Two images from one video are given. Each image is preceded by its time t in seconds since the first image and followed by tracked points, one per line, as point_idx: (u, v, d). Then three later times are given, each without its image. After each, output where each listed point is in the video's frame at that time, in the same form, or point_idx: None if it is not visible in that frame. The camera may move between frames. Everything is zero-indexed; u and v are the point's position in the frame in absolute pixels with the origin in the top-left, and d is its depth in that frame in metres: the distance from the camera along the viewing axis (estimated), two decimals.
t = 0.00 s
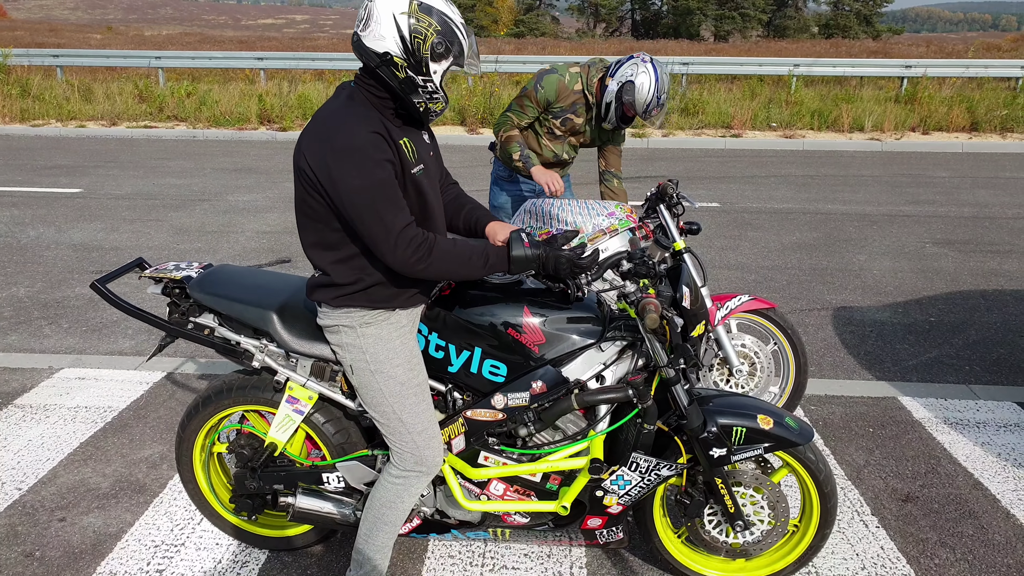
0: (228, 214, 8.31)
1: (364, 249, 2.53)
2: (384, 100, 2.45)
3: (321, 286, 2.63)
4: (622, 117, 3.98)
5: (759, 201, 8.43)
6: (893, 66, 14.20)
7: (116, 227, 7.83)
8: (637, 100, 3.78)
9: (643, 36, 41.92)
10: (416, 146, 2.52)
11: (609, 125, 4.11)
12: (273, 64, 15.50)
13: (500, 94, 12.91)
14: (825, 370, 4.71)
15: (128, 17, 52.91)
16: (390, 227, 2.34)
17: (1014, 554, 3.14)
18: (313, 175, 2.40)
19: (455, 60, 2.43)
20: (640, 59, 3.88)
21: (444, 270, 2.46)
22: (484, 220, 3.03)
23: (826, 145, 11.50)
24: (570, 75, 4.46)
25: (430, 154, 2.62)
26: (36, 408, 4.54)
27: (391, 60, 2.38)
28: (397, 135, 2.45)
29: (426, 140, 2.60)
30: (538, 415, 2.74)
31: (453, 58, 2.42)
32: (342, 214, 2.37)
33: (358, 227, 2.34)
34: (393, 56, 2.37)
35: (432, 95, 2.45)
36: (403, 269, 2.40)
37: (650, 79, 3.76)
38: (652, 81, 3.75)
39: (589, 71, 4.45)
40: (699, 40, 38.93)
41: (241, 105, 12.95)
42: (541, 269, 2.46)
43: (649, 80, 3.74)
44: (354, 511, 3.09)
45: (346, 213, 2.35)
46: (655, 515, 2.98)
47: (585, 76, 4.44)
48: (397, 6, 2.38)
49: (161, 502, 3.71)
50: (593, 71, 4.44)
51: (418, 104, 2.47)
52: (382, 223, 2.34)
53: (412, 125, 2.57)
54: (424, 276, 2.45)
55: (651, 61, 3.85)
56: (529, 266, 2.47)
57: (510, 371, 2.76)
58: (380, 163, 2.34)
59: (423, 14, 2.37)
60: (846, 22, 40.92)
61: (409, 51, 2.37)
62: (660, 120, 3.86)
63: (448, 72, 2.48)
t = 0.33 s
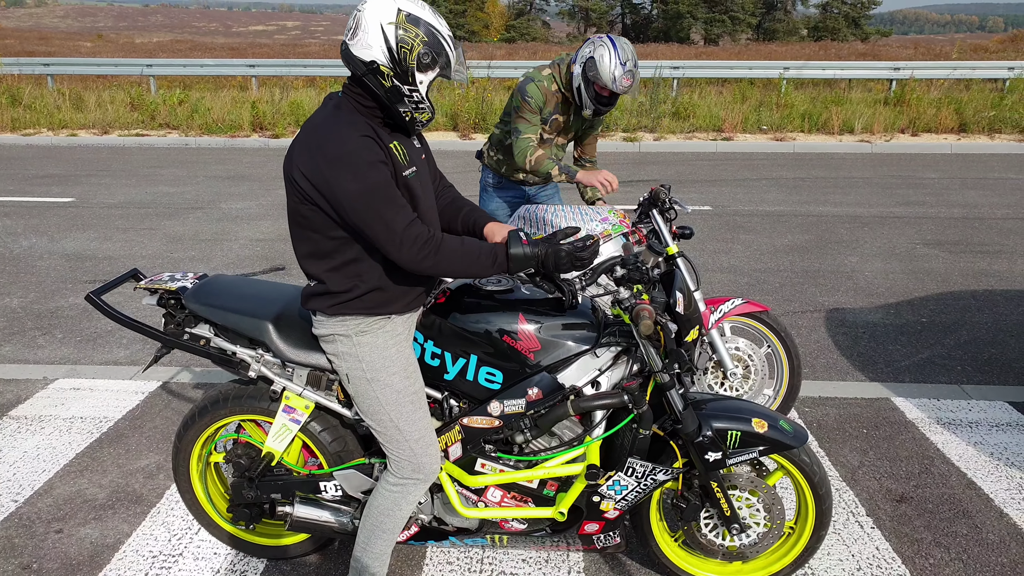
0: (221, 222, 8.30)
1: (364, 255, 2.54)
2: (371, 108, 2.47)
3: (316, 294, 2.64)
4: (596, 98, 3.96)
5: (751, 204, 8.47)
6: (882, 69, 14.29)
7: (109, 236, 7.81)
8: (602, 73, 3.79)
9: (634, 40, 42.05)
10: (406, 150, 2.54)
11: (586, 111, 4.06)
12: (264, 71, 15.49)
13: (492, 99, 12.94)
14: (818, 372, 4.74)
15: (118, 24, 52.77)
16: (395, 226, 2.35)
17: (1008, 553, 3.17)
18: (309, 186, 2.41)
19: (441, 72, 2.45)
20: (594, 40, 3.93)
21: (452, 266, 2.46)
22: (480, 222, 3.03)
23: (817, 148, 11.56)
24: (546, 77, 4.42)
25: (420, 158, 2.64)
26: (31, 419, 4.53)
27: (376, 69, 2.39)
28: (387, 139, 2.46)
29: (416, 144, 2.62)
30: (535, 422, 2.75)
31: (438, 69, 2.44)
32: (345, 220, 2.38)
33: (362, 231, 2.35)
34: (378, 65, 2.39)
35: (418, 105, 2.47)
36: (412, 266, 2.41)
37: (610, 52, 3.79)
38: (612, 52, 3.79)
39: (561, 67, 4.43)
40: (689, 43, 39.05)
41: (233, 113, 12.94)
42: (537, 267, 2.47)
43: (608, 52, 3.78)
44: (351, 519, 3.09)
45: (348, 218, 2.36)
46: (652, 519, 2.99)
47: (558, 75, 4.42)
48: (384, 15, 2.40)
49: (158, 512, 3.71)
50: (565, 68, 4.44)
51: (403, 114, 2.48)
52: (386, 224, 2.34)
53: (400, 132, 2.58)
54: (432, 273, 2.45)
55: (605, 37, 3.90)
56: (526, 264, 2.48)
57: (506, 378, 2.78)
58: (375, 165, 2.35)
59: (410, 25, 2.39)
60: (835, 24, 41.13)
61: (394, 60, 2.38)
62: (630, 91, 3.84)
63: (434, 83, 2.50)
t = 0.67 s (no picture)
0: (218, 224, 8.31)
1: (364, 257, 2.55)
2: (370, 111, 2.48)
3: (315, 297, 2.65)
4: (595, 91, 3.98)
5: (749, 207, 8.50)
6: (880, 71, 14.31)
7: (107, 238, 7.81)
8: (596, 66, 3.81)
9: (632, 42, 42.06)
10: (404, 151, 2.55)
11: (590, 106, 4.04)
12: (262, 72, 15.48)
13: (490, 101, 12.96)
14: (815, 375, 4.76)
15: (115, 24, 52.72)
16: (397, 225, 2.36)
17: (1003, 555, 3.19)
18: (310, 189, 2.42)
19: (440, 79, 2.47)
20: (579, 36, 3.94)
21: (454, 264, 2.47)
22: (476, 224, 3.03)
23: (814, 150, 11.59)
24: (548, 81, 4.17)
25: (418, 160, 2.65)
26: (30, 421, 4.53)
27: (375, 72, 2.40)
28: (386, 141, 2.47)
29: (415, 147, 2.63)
30: (533, 426, 2.77)
31: (437, 76, 2.45)
32: (347, 220, 2.39)
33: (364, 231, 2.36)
34: (378, 69, 2.40)
35: (416, 110, 2.48)
36: (414, 264, 2.41)
37: (599, 45, 3.80)
38: (600, 44, 3.80)
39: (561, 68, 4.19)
40: (687, 44, 39.08)
41: (231, 114, 12.94)
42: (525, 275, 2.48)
43: (597, 45, 3.78)
44: (350, 522, 3.10)
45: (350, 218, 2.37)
46: (650, 522, 3.01)
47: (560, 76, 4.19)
48: (385, 20, 2.41)
49: (158, 514, 3.71)
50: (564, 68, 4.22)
51: (402, 117, 2.49)
52: (388, 223, 2.35)
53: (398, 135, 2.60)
54: (434, 272, 2.46)
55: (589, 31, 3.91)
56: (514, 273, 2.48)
57: (504, 383, 2.79)
58: (375, 166, 2.36)
59: (410, 30, 2.40)
60: (833, 26, 41.17)
61: (393, 64, 2.39)
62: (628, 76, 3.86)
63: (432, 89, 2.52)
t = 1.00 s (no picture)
0: (214, 223, 8.29)
1: (360, 258, 2.55)
2: (369, 112, 2.48)
3: (314, 298, 2.65)
4: (586, 82, 4.00)
5: (745, 204, 8.51)
6: (875, 68, 14.32)
7: (103, 237, 7.79)
8: (587, 56, 3.85)
9: (627, 38, 41.95)
10: (402, 154, 2.55)
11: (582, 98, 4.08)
12: (257, 70, 15.43)
13: (486, 99, 12.94)
14: (813, 371, 4.78)
15: (107, 22, 52.47)
16: (390, 227, 2.35)
17: (999, 550, 3.21)
18: (306, 188, 2.42)
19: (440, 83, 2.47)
20: (567, 29, 3.98)
21: (448, 268, 2.46)
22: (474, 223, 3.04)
23: (810, 147, 11.61)
24: (540, 79, 4.16)
25: (416, 163, 2.65)
26: (28, 421, 4.52)
27: (375, 73, 2.40)
28: (384, 142, 2.47)
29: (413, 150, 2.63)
30: (532, 425, 2.78)
31: (438, 80, 2.45)
32: (341, 220, 2.39)
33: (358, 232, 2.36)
34: (377, 70, 2.40)
35: (415, 113, 2.48)
36: (407, 266, 2.41)
37: (588, 35, 3.84)
38: (589, 34, 3.84)
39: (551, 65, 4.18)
40: (682, 41, 39.02)
41: (226, 113, 12.91)
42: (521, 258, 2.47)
43: (586, 35, 3.82)
44: (350, 521, 3.10)
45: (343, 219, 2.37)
46: (649, 520, 3.02)
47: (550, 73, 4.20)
48: (386, 22, 2.41)
49: (157, 513, 3.71)
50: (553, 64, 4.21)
51: (400, 120, 2.49)
52: (382, 224, 2.35)
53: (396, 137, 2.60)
54: (427, 274, 2.45)
55: (575, 23, 3.95)
56: (508, 249, 2.48)
57: (504, 383, 2.80)
58: (371, 167, 2.36)
59: (412, 33, 2.40)
60: (828, 22, 41.18)
61: (393, 66, 2.40)
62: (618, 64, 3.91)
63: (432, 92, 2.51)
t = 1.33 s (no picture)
0: (212, 222, 8.27)
1: (359, 259, 2.54)
2: (367, 113, 2.47)
3: (313, 298, 2.65)
4: (577, 79, 4.00)
5: (743, 199, 8.51)
6: (872, 61, 14.30)
7: (101, 237, 7.77)
8: (581, 54, 3.84)
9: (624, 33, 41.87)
10: (401, 155, 2.54)
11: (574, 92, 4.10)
12: (254, 68, 15.39)
13: (483, 96, 12.92)
14: (813, 366, 4.78)
15: (102, 21, 52.32)
16: (387, 227, 2.35)
17: (1000, 544, 3.22)
18: (304, 187, 2.41)
19: (441, 84, 2.46)
20: (559, 22, 3.94)
21: (445, 268, 2.45)
22: (472, 219, 3.03)
23: (807, 142, 11.61)
24: (531, 77, 4.16)
25: (415, 165, 2.65)
26: (28, 422, 4.52)
27: (374, 74, 2.40)
28: (383, 144, 2.46)
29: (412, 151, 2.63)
30: (533, 423, 2.78)
31: (438, 81, 2.44)
32: (337, 221, 2.38)
33: (355, 232, 2.35)
34: (376, 70, 2.40)
35: (414, 114, 2.47)
36: (404, 267, 2.40)
37: (582, 32, 3.81)
38: (583, 31, 3.81)
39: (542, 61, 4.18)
40: (679, 36, 38.95)
41: (223, 111, 12.88)
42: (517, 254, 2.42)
43: (581, 32, 3.80)
44: (352, 520, 3.10)
45: (340, 219, 2.37)
46: (650, 516, 3.02)
47: (540, 70, 4.20)
48: (387, 22, 2.41)
49: (158, 514, 3.71)
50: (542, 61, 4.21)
51: (397, 121, 2.48)
52: (378, 224, 2.34)
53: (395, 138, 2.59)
54: (424, 274, 2.44)
55: (568, 18, 3.91)
56: (504, 243, 2.44)
57: (504, 381, 2.80)
58: (370, 168, 2.36)
59: (413, 34, 2.39)
60: (825, 17, 41.15)
61: (392, 67, 2.39)
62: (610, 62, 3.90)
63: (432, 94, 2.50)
